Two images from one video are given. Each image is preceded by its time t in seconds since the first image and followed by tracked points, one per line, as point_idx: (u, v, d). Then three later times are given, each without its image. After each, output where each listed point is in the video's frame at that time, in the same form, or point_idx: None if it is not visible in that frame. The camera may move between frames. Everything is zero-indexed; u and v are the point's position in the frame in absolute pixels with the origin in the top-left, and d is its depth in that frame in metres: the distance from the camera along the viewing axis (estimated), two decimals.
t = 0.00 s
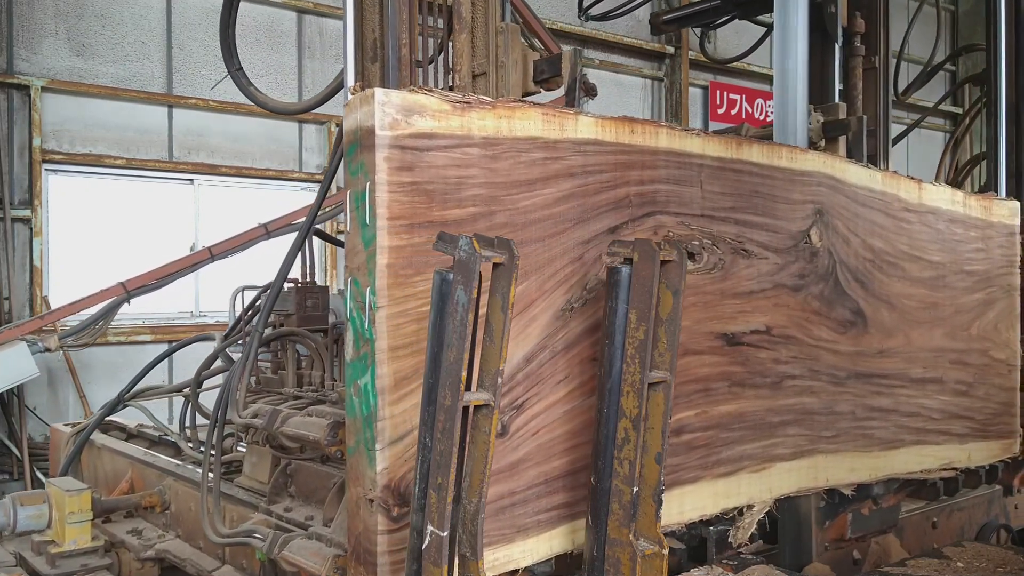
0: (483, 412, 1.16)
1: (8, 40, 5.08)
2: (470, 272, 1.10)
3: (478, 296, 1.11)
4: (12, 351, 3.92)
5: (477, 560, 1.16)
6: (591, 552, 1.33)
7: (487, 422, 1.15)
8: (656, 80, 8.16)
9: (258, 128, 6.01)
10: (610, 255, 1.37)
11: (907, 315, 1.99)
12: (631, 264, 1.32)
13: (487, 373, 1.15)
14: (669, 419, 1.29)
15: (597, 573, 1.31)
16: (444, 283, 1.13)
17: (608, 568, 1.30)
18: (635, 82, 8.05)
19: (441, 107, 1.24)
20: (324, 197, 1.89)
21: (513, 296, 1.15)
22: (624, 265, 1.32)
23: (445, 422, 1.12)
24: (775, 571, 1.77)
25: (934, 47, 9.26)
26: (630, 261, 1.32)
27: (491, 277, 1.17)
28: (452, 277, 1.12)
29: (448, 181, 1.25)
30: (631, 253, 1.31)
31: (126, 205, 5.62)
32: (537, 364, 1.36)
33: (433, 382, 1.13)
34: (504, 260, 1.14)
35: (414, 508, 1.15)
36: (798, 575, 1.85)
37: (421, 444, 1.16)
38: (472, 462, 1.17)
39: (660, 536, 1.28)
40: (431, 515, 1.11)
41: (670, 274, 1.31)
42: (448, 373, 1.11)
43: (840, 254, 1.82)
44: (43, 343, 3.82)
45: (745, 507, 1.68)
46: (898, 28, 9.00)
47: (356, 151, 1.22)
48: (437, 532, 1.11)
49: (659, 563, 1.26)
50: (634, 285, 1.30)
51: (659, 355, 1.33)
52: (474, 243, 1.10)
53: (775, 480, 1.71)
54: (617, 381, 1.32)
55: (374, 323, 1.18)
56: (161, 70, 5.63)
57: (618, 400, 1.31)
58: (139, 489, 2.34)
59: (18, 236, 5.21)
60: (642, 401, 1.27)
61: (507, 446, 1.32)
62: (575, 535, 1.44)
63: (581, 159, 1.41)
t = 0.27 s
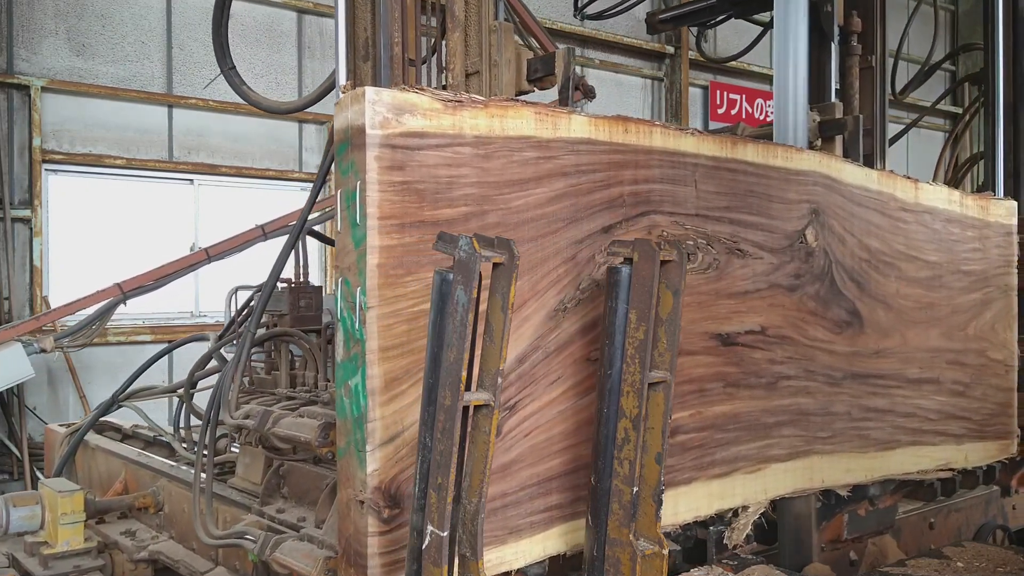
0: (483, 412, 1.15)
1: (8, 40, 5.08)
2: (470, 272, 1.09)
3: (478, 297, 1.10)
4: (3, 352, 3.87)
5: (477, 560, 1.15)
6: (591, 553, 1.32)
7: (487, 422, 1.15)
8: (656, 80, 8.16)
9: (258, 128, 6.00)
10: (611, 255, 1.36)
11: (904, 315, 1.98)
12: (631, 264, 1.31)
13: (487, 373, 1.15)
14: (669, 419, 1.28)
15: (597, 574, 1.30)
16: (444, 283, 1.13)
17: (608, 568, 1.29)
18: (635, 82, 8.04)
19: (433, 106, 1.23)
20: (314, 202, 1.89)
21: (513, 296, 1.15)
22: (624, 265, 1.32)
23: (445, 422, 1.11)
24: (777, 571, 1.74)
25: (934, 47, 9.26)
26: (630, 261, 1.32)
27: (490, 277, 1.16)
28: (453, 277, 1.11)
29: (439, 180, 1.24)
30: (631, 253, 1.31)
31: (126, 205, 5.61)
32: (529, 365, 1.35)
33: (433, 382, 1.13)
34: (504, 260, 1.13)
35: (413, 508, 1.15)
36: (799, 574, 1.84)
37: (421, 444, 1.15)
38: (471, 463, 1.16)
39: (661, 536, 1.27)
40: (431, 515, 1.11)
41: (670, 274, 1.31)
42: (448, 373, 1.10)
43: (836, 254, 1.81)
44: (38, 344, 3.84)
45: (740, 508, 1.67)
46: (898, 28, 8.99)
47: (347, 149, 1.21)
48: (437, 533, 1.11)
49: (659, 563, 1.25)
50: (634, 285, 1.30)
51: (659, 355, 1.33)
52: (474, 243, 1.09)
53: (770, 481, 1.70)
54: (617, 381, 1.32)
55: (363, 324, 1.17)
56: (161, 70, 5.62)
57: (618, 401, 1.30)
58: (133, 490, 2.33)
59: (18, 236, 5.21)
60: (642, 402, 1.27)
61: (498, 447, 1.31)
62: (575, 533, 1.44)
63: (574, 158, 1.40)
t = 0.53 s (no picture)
0: (483, 412, 1.15)
1: (8, 40, 5.07)
2: (471, 272, 1.08)
3: (478, 297, 1.10)
4: None
5: (477, 560, 1.16)
6: (591, 552, 1.33)
7: (487, 423, 1.15)
8: (656, 80, 8.15)
9: (258, 128, 5.99)
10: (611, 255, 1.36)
11: (900, 316, 1.97)
12: (631, 264, 1.31)
13: (488, 373, 1.15)
14: (668, 420, 1.28)
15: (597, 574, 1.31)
16: (444, 283, 1.12)
17: (608, 568, 1.30)
18: (635, 82, 8.04)
19: (423, 104, 1.23)
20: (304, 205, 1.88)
21: (513, 296, 1.15)
22: (624, 265, 1.32)
23: (445, 422, 1.11)
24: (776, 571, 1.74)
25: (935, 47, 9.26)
26: (630, 261, 1.32)
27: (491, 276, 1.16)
28: (453, 277, 1.11)
29: (431, 180, 1.24)
30: (631, 253, 1.30)
31: (125, 205, 5.59)
32: (522, 365, 1.34)
33: (433, 382, 1.13)
34: (504, 260, 1.13)
35: (414, 508, 1.15)
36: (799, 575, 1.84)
37: (421, 444, 1.15)
38: (472, 462, 1.17)
39: (660, 536, 1.27)
40: (432, 515, 1.11)
41: (670, 274, 1.31)
42: (448, 374, 1.10)
43: (832, 254, 1.80)
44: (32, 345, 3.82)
45: (735, 510, 1.66)
46: (898, 28, 8.99)
47: (338, 148, 1.20)
48: (437, 533, 1.11)
49: (659, 563, 1.25)
50: (634, 285, 1.29)
51: (659, 355, 1.33)
52: (474, 243, 1.08)
53: (764, 483, 1.69)
54: (617, 381, 1.32)
55: (354, 324, 1.16)
56: (161, 70, 5.61)
57: (618, 401, 1.30)
58: (127, 492, 2.32)
59: (18, 236, 5.21)
60: (642, 402, 1.27)
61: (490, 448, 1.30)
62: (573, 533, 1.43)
63: (567, 157, 1.40)
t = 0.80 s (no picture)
0: (483, 412, 1.16)
1: (8, 40, 5.06)
2: (470, 272, 1.08)
3: (478, 297, 1.10)
4: None
5: (477, 560, 1.17)
6: (591, 552, 1.33)
7: (487, 423, 1.15)
8: (656, 80, 8.15)
9: (258, 128, 5.98)
10: (610, 255, 1.36)
11: (896, 316, 1.96)
12: (631, 264, 1.31)
13: (488, 373, 1.15)
14: (668, 420, 1.29)
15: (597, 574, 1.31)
16: (444, 283, 1.12)
17: (608, 568, 1.29)
18: (635, 82, 8.03)
19: (414, 103, 1.22)
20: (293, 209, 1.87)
21: (512, 296, 1.16)
22: (624, 265, 1.32)
23: (445, 422, 1.11)
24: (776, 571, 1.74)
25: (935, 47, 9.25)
26: (630, 261, 1.32)
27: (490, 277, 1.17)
28: (452, 278, 1.11)
29: (421, 179, 1.23)
30: (631, 253, 1.30)
31: (125, 205, 5.58)
32: (514, 366, 1.33)
33: (433, 382, 1.13)
34: (504, 260, 1.14)
35: (413, 508, 1.15)
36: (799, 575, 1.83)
37: (421, 444, 1.15)
38: (472, 462, 1.17)
39: (660, 537, 1.27)
40: (432, 515, 1.11)
41: (670, 274, 1.31)
42: (448, 374, 1.10)
43: (827, 254, 1.80)
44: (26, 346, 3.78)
45: (730, 511, 1.65)
46: (898, 28, 8.98)
47: (327, 148, 1.19)
48: (437, 532, 1.11)
49: (659, 563, 1.25)
50: (634, 285, 1.29)
51: (659, 355, 1.33)
52: (474, 243, 1.09)
53: (759, 484, 1.68)
54: (617, 381, 1.32)
55: (343, 325, 1.15)
56: (161, 70, 5.60)
57: (618, 401, 1.30)
58: (120, 492, 2.32)
59: (18, 236, 5.22)
60: (642, 402, 1.27)
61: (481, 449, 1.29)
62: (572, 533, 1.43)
63: (559, 157, 1.39)
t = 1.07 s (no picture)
0: (483, 412, 1.15)
1: (7, 40, 5.05)
2: (471, 271, 1.08)
3: (478, 297, 1.10)
4: None
5: (477, 560, 1.17)
6: (591, 552, 1.33)
7: (487, 423, 1.15)
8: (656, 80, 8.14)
9: (259, 129, 5.98)
10: (610, 255, 1.36)
11: (892, 316, 1.95)
12: (631, 264, 1.30)
13: (488, 373, 1.15)
14: (669, 420, 1.29)
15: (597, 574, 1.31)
16: (444, 283, 1.11)
17: (608, 568, 1.30)
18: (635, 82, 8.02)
19: (404, 102, 1.20)
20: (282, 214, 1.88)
21: (513, 296, 1.15)
22: (624, 265, 1.31)
23: (445, 422, 1.11)
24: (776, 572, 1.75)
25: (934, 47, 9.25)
26: (630, 261, 1.31)
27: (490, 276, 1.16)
28: (452, 277, 1.10)
29: (411, 178, 1.21)
30: (631, 253, 1.29)
31: (125, 205, 5.57)
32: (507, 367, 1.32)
33: (433, 382, 1.12)
34: (504, 260, 1.13)
35: (413, 508, 1.15)
36: None
37: (421, 444, 1.15)
38: (472, 462, 1.17)
39: (660, 537, 1.27)
40: (431, 515, 1.11)
41: (670, 274, 1.31)
42: (447, 374, 1.10)
43: (822, 254, 1.79)
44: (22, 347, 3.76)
45: (724, 513, 1.63)
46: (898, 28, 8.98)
47: (316, 147, 1.18)
48: (437, 532, 1.11)
49: (659, 563, 1.26)
50: (634, 285, 1.29)
51: (659, 355, 1.33)
52: (474, 243, 1.08)
53: (754, 485, 1.67)
54: (617, 381, 1.32)
55: (333, 325, 1.14)
56: (161, 70, 5.60)
57: (618, 401, 1.30)
58: (113, 493, 2.31)
59: (18, 236, 5.21)
60: (642, 402, 1.27)
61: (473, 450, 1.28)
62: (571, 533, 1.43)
63: (551, 156, 1.38)
